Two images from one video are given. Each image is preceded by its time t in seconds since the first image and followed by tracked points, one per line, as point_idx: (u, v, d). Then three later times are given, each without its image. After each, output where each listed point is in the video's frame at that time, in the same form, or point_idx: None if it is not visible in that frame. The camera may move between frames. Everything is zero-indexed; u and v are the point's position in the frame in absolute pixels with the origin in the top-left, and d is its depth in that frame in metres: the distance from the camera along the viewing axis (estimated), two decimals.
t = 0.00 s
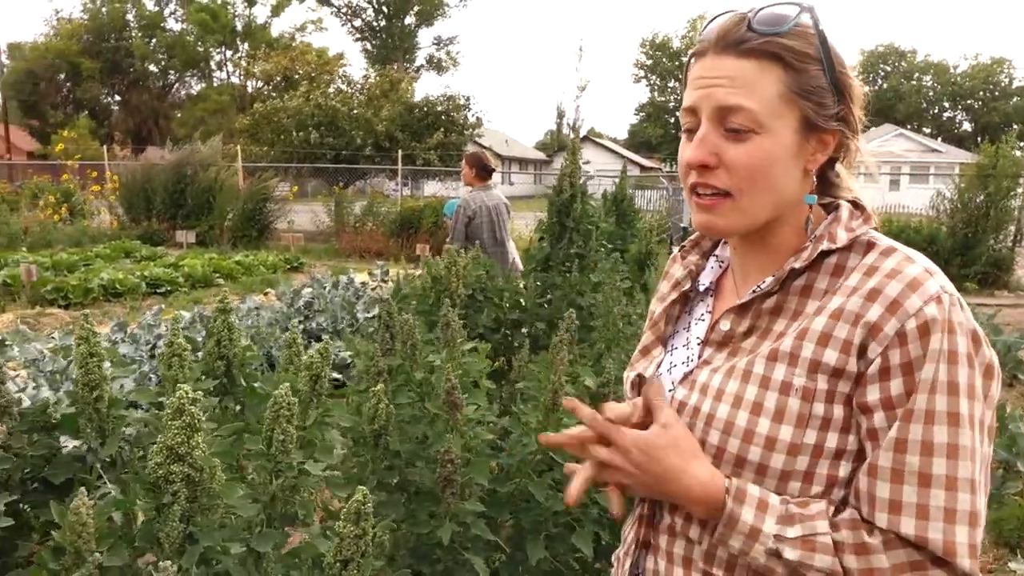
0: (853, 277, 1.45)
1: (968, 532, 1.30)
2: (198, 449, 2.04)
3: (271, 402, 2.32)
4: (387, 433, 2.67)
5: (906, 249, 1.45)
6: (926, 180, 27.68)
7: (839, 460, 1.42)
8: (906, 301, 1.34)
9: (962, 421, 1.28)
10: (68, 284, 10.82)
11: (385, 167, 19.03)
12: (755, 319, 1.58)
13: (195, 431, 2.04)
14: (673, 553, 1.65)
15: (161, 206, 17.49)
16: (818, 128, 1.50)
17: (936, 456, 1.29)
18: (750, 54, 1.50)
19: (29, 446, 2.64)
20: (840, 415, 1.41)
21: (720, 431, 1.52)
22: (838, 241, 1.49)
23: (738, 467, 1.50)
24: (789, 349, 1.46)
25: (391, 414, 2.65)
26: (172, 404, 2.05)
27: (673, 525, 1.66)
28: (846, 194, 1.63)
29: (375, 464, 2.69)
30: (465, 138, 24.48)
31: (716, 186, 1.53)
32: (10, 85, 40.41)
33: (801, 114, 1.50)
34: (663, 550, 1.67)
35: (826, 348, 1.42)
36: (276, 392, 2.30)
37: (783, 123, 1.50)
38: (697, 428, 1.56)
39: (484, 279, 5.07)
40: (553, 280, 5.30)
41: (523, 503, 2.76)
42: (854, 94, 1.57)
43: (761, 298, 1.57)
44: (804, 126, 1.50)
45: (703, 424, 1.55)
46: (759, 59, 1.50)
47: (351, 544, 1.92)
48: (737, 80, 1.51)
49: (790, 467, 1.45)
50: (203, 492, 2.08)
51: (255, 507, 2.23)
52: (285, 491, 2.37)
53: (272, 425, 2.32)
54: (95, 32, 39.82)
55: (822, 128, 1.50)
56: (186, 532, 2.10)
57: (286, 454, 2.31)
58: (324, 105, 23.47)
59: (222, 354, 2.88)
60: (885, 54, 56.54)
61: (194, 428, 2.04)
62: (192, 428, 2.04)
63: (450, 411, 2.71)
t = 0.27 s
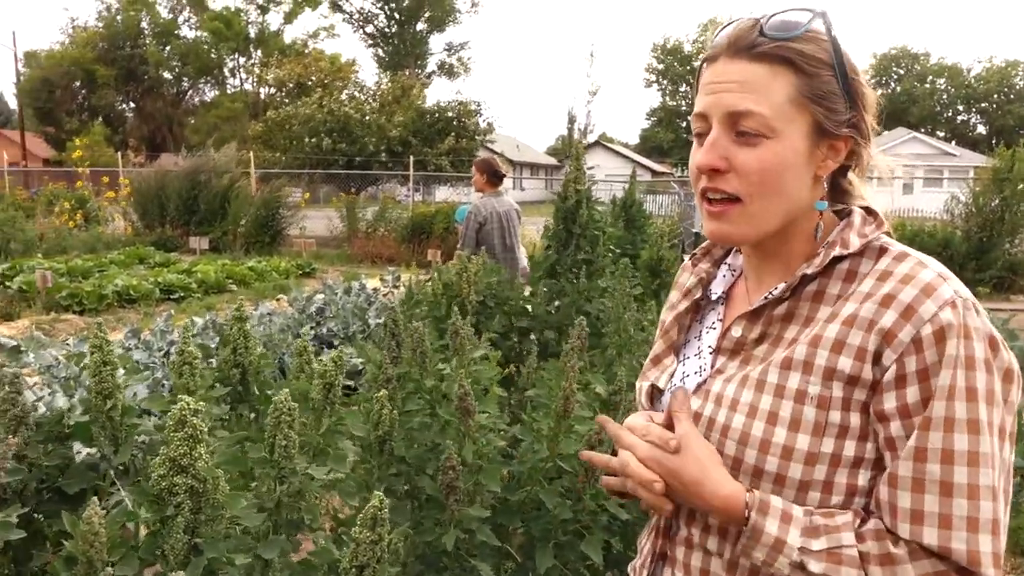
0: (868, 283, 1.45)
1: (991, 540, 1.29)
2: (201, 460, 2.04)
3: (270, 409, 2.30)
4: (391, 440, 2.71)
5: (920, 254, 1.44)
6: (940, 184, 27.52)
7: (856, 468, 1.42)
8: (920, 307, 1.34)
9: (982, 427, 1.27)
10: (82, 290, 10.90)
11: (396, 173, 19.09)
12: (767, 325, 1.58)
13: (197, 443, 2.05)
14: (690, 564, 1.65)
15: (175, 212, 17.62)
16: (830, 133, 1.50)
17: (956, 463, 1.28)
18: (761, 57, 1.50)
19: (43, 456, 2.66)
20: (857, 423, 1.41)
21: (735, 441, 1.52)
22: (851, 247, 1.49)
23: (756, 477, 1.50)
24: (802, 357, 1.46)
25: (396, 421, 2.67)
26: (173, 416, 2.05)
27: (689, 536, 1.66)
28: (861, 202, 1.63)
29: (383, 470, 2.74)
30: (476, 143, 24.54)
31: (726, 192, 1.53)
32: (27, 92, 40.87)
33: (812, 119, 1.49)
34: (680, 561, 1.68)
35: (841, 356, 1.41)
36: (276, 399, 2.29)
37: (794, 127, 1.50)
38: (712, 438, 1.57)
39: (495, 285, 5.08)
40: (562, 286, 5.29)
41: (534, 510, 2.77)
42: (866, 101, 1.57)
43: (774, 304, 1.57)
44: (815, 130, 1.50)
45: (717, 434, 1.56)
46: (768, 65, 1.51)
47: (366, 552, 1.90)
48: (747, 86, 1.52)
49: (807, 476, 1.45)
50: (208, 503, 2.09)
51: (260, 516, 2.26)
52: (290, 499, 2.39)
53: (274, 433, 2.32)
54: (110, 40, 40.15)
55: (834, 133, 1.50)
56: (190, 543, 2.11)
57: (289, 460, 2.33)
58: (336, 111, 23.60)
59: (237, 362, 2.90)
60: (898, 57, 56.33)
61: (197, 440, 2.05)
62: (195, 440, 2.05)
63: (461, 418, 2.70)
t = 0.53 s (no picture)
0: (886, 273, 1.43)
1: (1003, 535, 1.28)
2: (215, 454, 2.04)
3: (282, 407, 2.33)
4: (407, 437, 2.67)
5: (941, 245, 1.42)
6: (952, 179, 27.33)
7: (870, 460, 1.40)
8: (943, 297, 1.32)
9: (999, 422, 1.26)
10: (93, 290, 10.94)
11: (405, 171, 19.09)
12: (781, 312, 1.56)
13: (211, 436, 2.05)
14: (700, 555, 1.64)
15: (185, 212, 17.69)
16: (846, 117, 1.49)
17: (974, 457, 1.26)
18: (771, 46, 1.50)
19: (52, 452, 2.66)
20: (873, 414, 1.39)
21: (747, 430, 1.51)
22: (872, 237, 1.47)
23: (767, 466, 1.48)
24: (819, 347, 1.43)
25: (412, 418, 2.64)
26: (187, 410, 2.05)
27: (700, 527, 1.65)
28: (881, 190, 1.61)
29: (397, 467, 2.72)
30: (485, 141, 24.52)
31: (738, 177, 1.52)
32: (36, 93, 41.01)
33: (828, 102, 1.48)
34: (691, 551, 1.67)
35: (859, 345, 1.39)
36: (287, 397, 2.32)
37: (810, 113, 1.48)
38: (723, 426, 1.55)
39: (506, 281, 5.05)
40: (571, 282, 5.27)
41: (545, 506, 2.76)
42: (884, 86, 1.56)
43: (789, 291, 1.55)
44: (831, 115, 1.48)
45: (729, 423, 1.54)
46: (782, 50, 1.50)
47: (374, 545, 1.91)
48: (762, 71, 1.51)
49: (819, 466, 1.43)
50: (222, 498, 2.08)
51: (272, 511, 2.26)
52: (302, 496, 2.40)
53: (284, 429, 2.32)
54: (119, 40, 40.25)
55: (851, 117, 1.48)
56: (204, 537, 2.10)
57: (300, 458, 2.33)
58: (344, 110, 23.62)
59: (247, 359, 2.92)
60: (908, 52, 55.99)
61: (211, 434, 2.05)
62: (209, 433, 2.05)
63: (472, 415, 2.68)
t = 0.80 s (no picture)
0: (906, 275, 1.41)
1: None
2: (226, 452, 2.03)
3: (294, 405, 2.29)
4: (409, 436, 2.65)
5: (963, 248, 1.40)
6: (961, 175, 27.18)
7: (885, 465, 1.38)
8: (966, 302, 1.29)
9: None
10: (101, 289, 10.96)
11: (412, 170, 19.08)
12: (797, 313, 1.54)
13: (223, 434, 2.04)
14: (708, 555, 1.63)
15: (192, 211, 17.74)
16: (863, 110, 1.47)
17: (995, 465, 1.24)
18: (783, 39, 1.49)
19: (56, 451, 2.66)
20: (890, 419, 1.37)
21: (761, 431, 1.50)
22: (892, 239, 1.45)
23: (781, 469, 1.47)
24: (836, 349, 1.42)
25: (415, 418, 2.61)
26: (199, 406, 2.03)
27: (709, 526, 1.63)
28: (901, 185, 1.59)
29: (401, 466, 2.71)
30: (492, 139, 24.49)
31: (752, 173, 1.50)
32: (44, 94, 41.21)
33: (845, 95, 1.46)
34: (699, 551, 1.65)
35: (878, 350, 1.37)
36: (299, 396, 2.28)
37: (826, 107, 1.47)
38: (737, 428, 1.54)
39: (512, 279, 4.99)
40: (580, 279, 5.26)
41: (553, 506, 2.74)
42: (901, 79, 1.54)
43: (805, 291, 1.53)
44: (848, 108, 1.47)
45: (743, 425, 1.53)
46: (796, 42, 1.49)
47: (377, 548, 1.90)
48: (778, 64, 1.49)
49: (833, 470, 1.42)
50: (232, 495, 2.08)
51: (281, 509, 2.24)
52: (309, 496, 2.39)
53: (296, 429, 2.30)
54: (127, 40, 40.32)
55: (867, 109, 1.47)
56: (213, 536, 2.09)
57: (309, 457, 2.32)
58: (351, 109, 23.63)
59: (241, 358, 2.89)
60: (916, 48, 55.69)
61: (223, 432, 2.04)
62: (221, 431, 2.04)
63: (477, 413, 2.66)
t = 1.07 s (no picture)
0: (902, 264, 1.40)
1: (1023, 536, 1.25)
2: (221, 446, 2.04)
3: (282, 396, 2.30)
4: (402, 426, 2.70)
5: (959, 237, 1.39)
6: (967, 167, 27.11)
7: (880, 456, 1.38)
8: (958, 292, 1.29)
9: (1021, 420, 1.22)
10: (107, 284, 10.99)
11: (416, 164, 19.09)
12: (795, 303, 1.54)
13: (218, 428, 2.05)
14: (712, 545, 1.62)
15: (197, 206, 17.78)
16: (865, 97, 1.47)
17: (992, 456, 1.23)
18: (788, 26, 1.49)
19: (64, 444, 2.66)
20: (886, 408, 1.36)
21: (756, 423, 1.49)
22: (889, 228, 1.44)
23: (777, 460, 1.46)
24: (830, 339, 1.41)
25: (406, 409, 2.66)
26: (194, 401, 2.05)
27: (712, 518, 1.63)
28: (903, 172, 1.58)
29: (397, 456, 2.75)
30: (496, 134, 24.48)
31: (754, 163, 1.50)
32: (49, 90, 41.32)
33: (848, 82, 1.46)
34: (704, 542, 1.65)
35: (872, 341, 1.36)
36: (287, 386, 2.28)
37: (828, 95, 1.46)
38: (733, 419, 1.54)
39: (514, 274, 4.98)
40: (585, 273, 5.25)
41: (554, 500, 2.75)
42: (905, 66, 1.54)
43: (803, 282, 1.52)
44: (850, 95, 1.46)
45: (739, 416, 1.53)
46: (799, 30, 1.48)
47: (382, 540, 1.91)
48: (782, 50, 1.49)
49: (829, 460, 1.41)
50: (229, 489, 2.07)
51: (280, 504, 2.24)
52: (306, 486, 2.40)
53: (285, 419, 2.31)
54: (131, 36, 40.31)
55: (870, 97, 1.46)
56: (211, 530, 2.10)
57: (302, 447, 2.33)
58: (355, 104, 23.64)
59: (239, 352, 2.90)
60: (922, 40, 55.46)
61: (218, 426, 2.05)
62: (216, 425, 2.05)
63: (478, 407, 2.66)
